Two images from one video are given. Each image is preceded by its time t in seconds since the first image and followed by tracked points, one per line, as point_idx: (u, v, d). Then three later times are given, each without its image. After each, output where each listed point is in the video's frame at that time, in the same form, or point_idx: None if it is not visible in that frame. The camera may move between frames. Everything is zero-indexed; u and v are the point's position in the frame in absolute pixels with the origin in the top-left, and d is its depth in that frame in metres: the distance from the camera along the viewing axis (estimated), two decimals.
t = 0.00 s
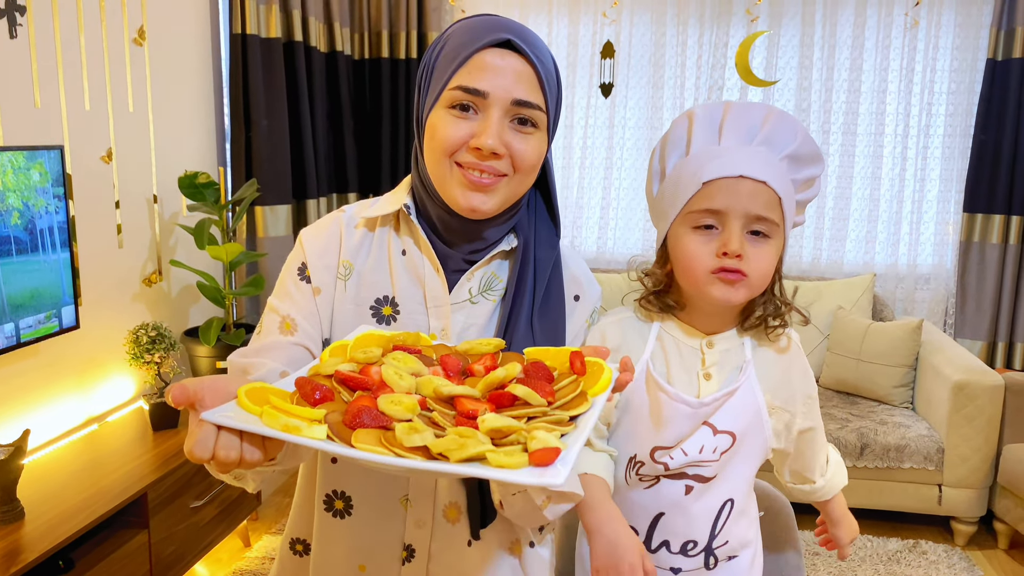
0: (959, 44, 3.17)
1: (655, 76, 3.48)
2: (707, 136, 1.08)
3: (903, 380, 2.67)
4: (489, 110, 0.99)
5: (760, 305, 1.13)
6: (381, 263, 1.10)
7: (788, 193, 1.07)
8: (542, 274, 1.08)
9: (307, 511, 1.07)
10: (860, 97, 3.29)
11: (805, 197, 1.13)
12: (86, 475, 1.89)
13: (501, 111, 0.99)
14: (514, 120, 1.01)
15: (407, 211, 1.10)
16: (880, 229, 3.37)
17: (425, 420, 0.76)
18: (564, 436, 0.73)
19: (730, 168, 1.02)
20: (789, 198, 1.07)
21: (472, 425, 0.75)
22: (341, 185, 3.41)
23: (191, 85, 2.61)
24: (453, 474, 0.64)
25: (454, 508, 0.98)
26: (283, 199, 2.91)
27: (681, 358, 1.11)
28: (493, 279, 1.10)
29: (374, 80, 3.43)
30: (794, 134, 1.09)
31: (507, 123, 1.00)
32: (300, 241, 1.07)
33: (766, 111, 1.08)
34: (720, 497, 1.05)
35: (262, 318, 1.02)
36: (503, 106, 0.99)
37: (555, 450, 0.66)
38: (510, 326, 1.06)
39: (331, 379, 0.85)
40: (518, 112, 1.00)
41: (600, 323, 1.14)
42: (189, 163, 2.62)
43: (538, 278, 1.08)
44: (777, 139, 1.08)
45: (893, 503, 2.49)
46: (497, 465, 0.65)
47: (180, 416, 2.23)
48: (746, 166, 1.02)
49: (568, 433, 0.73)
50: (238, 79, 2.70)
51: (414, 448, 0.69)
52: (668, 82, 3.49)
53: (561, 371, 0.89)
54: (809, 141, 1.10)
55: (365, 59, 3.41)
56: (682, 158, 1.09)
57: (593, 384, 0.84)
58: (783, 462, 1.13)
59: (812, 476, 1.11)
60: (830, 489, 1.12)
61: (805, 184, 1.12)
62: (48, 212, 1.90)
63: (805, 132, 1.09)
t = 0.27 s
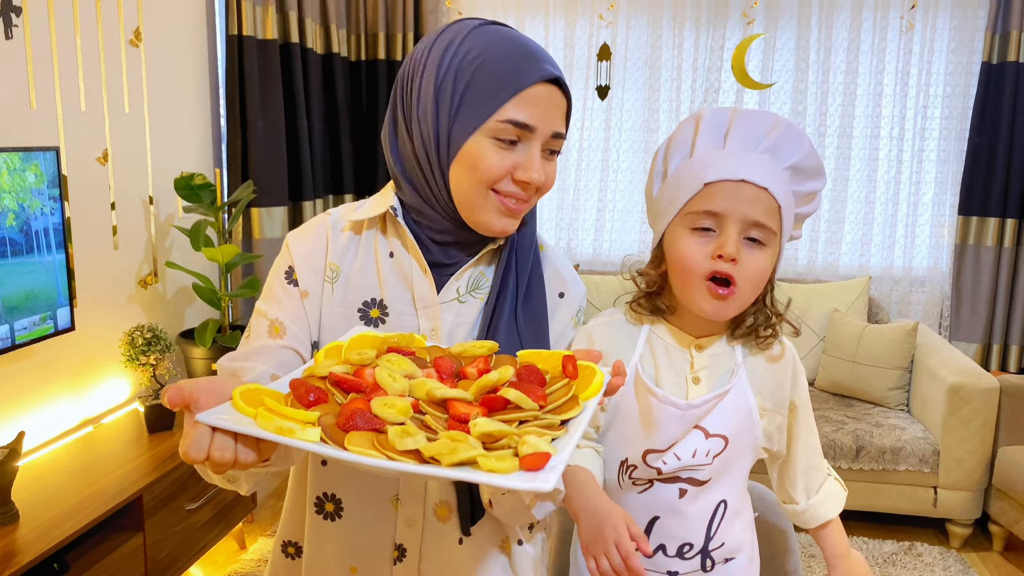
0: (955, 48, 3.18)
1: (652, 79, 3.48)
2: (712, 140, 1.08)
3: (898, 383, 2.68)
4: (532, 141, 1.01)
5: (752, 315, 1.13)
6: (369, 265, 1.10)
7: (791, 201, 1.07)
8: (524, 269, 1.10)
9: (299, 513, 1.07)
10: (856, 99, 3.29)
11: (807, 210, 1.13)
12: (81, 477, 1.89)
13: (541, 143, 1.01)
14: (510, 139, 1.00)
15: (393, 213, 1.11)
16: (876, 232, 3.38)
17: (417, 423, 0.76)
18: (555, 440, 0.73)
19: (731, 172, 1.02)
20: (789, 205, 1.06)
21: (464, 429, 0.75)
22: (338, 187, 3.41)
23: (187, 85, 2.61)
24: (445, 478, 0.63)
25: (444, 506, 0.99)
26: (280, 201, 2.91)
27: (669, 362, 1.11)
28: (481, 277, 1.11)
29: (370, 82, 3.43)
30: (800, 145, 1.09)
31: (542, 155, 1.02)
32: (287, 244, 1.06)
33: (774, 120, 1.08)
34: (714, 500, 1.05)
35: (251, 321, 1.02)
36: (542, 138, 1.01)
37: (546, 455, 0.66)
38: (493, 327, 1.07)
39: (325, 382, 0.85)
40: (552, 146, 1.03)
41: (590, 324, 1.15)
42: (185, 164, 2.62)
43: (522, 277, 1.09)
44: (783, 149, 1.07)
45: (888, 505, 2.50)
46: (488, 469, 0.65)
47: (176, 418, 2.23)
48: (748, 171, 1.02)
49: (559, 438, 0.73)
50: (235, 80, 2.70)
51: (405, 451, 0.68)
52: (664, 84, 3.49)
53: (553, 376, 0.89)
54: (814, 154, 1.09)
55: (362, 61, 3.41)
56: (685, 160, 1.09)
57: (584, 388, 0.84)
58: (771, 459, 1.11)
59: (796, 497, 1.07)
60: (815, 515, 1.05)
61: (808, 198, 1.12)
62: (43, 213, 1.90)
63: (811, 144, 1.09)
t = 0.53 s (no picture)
0: (951, 52, 3.19)
1: (649, 82, 3.48)
2: (710, 146, 1.08)
3: (895, 387, 2.68)
4: (533, 158, 1.02)
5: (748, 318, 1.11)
6: (360, 268, 1.10)
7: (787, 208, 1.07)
8: (515, 269, 1.10)
9: (289, 516, 1.06)
10: (854, 104, 3.30)
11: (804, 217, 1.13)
12: (77, 481, 1.88)
13: (540, 160, 1.03)
14: (511, 156, 1.01)
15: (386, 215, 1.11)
16: (873, 236, 3.38)
17: (410, 428, 0.76)
18: (549, 446, 0.73)
19: (721, 181, 1.02)
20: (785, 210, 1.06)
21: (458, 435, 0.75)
22: (335, 190, 3.41)
23: (184, 88, 2.60)
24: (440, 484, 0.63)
25: (437, 508, 0.99)
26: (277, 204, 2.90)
27: (667, 367, 1.09)
28: (469, 280, 1.10)
29: (368, 85, 3.43)
30: (798, 153, 1.09)
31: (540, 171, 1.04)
32: (277, 246, 1.06)
33: (772, 128, 1.08)
34: (711, 505, 1.03)
35: (240, 322, 1.02)
36: (542, 155, 1.03)
37: (541, 460, 0.66)
38: (485, 327, 1.08)
39: (319, 387, 0.85)
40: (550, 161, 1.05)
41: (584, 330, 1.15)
42: (182, 167, 2.61)
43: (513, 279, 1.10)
44: (782, 154, 1.07)
45: (885, 509, 2.50)
46: (482, 475, 0.65)
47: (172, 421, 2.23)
48: (739, 180, 1.02)
49: (552, 444, 0.73)
50: (232, 83, 2.70)
51: (401, 457, 0.68)
52: (662, 88, 3.49)
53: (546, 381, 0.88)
54: (814, 159, 1.09)
55: (359, 64, 3.41)
56: (682, 164, 1.09)
57: (577, 393, 0.83)
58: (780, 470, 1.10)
59: (808, 506, 1.06)
60: (828, 524, 1.05)
61: (807, 205, 1.12)
62: (40, 216, 1.89)
63: (810, 152, 1.09)
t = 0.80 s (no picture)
0: (950, 56, 3.19)
1: (648, 85, 3.48)
2: (725, 149, 1.02)
3: (894, 391, 2.68)
4: (517, 147, 1.00)
5: (787, 326, 1.05)
6: (353, 270, 1.09)
7: (810, 206, 1.00)
8: (512, 272, 1.10)
9: (283, 521, 1.06)
10: (852, 107, 3.29)
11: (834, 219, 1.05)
12: (73, 484, 1.87)
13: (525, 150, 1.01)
14: (494, 144, 1.00)
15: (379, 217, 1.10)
16: (871, 239, 3.38)
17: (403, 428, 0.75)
18: (543, 443, 0.73)
19: (746, 168, 0.98)
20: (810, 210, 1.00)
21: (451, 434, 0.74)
22: (333, 192, 3.41)
23: (181, 89, 2.59)
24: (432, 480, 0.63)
25: (434, 511, 0.98)
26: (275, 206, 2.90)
27: (696, 385, 1.02)
28: (466, 282, 1.10)
29: (366, 87, 3.43)
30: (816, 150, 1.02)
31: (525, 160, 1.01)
32: (269, 251, 1.05)
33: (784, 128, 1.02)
34: (739, 539, 0.98)
35: (232, 329, 1.01)
36: (527, 143, 1.01)
37: (533, 456, 0.66)
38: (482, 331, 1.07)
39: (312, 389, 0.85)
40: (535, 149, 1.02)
41: (608, 343, 1.10)
42: (180, 169, 2.60)
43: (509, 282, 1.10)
44: (799, 152, 1.01)
45: (885, 513, 2.49)
46: (475, 470, 0.64)
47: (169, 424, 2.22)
48: (765, 166, 0.98)
49: (547, 442, 0.73)
50: (230, 85, 2.70)
51: (395, 454, 0.68)
52: (661, 90, 3.49)
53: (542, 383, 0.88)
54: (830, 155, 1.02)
55: (358, 66, 3.41)
56: (699, 172, 1.04)
57: (572, 393, 0.82)
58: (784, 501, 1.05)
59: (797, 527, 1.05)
60: (813, 545, 1.05)
61: (834, 207, 1.05)
62: (37, 217, 1.88)
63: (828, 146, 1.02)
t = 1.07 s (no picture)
0: (949, 58, 3.19)
1: (647, 87, 3.48)
2: (746, 145, 0.99)
3: (893, 393, 2.68)
4: (477, 121, 1.00)
5: (806, 334, 1.00)
6: (330, 267, 1.07)
7: (835, 204, 0.96)
8: (488, 255, 1.09)
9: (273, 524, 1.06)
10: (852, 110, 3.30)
11: (863, 220, 1.01)
12: (70, 486, 1.86)
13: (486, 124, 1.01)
14: (454, 119, 1.00)
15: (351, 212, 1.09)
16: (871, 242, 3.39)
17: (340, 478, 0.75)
18: (476, 494, 0.71)
19: (761, 167, 0.93)
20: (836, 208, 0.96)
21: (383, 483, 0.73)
22: (333, 194, 3.41)
23: (180, 91, 2.59)
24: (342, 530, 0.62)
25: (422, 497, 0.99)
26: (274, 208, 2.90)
27: (701, 392, 0.99)
28: (444, 270, 1.10)
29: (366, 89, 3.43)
30: (843, 147, 0.98)
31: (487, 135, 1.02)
32: (244, 261, 1.05)
33: (810, 125, 0.98)
34: (738, 555, 0.94)
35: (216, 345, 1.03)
36: (486, 118, 1.01)
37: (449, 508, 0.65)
38: (464, 317, 1.06)
39: (264, 438, 0.85)
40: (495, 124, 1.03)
41: (615, 342, 1.07)
42: (179, 171, 2.60)
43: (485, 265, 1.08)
44: (825, 150, 0.97)
45: (884, 516, 2.49)
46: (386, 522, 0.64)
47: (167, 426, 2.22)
48: (783, 165, 0.93)
49: (480, 491, 0.71)
50: (230, 86, 2.70)
51: (316, 505, 0.67)
52: (660, 92, 3.49)
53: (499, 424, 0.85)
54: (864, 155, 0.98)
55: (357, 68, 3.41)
56: (718, 168, 1.00)
57: (526, 438, 0.80)
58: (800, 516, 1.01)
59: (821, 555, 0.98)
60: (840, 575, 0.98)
61: (863, 207, 1.01)
62: (35, 220, 1.88)
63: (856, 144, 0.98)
